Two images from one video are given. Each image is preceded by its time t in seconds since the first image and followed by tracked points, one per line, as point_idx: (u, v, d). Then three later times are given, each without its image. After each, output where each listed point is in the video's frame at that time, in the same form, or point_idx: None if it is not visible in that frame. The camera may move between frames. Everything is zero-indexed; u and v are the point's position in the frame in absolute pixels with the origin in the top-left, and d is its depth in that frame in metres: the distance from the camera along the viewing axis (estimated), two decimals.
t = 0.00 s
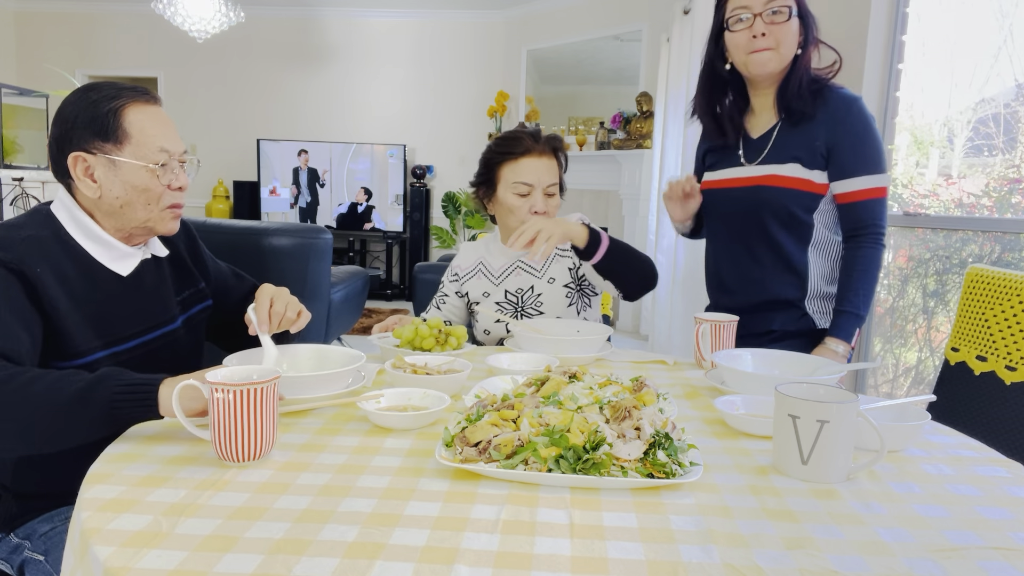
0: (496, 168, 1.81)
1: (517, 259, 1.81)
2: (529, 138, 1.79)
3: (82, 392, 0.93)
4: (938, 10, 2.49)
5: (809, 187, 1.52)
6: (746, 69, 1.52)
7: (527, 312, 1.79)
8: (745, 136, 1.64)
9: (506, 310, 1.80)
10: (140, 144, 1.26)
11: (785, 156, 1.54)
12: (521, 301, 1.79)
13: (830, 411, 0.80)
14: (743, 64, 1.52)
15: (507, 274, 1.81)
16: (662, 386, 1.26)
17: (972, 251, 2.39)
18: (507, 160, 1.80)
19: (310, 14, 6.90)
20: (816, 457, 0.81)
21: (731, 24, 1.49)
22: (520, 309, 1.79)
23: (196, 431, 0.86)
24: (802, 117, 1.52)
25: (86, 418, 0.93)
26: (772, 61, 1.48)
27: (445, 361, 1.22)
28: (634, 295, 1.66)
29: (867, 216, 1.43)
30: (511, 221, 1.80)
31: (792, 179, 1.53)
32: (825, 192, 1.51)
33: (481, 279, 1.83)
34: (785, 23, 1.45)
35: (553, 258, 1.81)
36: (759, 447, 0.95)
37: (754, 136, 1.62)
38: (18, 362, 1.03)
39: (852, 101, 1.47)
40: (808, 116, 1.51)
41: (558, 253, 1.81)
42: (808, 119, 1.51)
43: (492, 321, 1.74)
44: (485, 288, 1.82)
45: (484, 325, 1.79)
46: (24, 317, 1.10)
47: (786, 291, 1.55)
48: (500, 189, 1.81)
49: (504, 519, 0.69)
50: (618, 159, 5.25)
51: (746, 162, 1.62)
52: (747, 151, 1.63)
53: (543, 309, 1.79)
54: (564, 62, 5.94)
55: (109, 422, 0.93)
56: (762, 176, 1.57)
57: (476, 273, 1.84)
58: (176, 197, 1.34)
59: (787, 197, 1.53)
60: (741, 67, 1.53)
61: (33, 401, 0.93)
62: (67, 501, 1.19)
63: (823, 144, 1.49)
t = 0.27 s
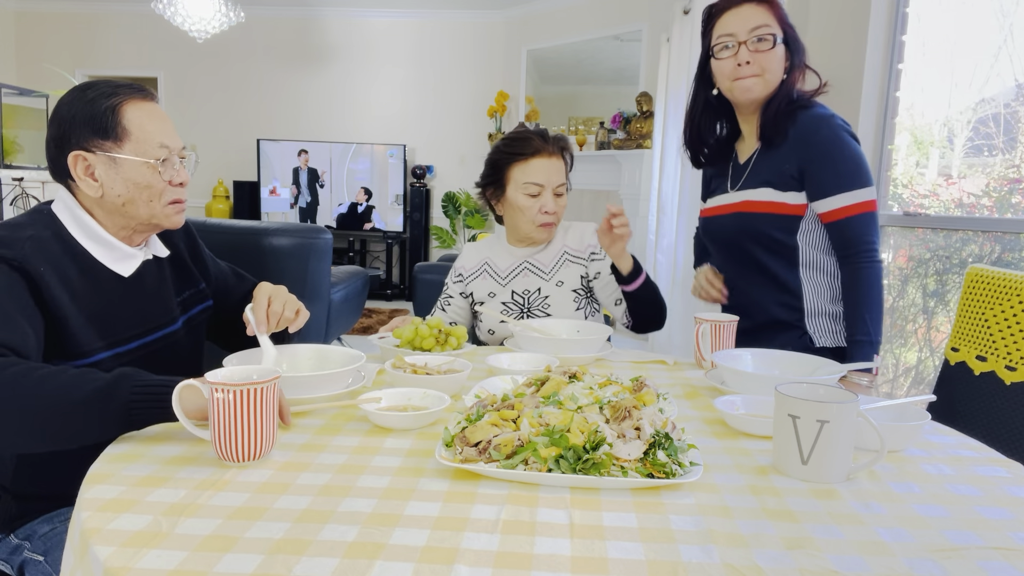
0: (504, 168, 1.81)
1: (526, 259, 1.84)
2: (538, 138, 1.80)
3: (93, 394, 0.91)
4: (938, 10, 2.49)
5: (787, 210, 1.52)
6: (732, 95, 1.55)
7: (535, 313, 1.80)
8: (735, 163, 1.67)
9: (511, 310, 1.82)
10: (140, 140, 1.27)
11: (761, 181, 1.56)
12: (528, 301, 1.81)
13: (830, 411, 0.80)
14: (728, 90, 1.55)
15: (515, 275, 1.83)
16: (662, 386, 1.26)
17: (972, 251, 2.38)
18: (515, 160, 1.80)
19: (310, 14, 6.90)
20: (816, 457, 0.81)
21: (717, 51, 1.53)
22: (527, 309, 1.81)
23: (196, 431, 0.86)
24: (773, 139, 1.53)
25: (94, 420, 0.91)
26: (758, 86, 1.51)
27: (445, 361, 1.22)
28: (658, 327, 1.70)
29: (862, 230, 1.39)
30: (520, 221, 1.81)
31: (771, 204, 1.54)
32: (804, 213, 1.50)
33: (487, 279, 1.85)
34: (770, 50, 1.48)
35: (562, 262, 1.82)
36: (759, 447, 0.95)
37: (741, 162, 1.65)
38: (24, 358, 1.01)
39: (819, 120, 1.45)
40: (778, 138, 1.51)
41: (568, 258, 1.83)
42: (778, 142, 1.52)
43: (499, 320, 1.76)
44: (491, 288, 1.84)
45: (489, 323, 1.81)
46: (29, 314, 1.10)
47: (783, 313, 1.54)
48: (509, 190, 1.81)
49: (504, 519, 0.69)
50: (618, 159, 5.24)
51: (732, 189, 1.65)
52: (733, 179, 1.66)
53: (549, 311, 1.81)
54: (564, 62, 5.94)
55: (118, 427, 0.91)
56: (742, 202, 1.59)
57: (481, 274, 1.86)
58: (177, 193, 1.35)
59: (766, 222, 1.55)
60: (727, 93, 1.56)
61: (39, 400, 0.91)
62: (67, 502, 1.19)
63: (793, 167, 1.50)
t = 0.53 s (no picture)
0: (521, 167, 1.84)
1: (538, 260, 1.84)
2: (555, 138, 1.83)
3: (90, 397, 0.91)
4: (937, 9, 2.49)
5: (790, 236, 1.49)
6: (725, 120, 1.56)
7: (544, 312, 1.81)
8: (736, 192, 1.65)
9: (521, 309, 1.82)
10: (140, 140, 1.27)
11: (760, 210, 1.54)
12: (539, 302, 1.82)
13: (830, 411, 0.80)
14: (720, 116, 1.57)
15: (526, 275, 1.84)
16: (662, 386, 1.26)
17: (972, 251, 2.39)
18: (531, 160, 1.83)
19: (310, 14, 6.91)
20: (816, 457, 0.81)
21: (712, 77, 1.55)
22: (537, 309, 1.81)
23: (196, 431, 0.86)
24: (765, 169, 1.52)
25: (92, 422, 0.90)
26: (749, 114, 1.52)
27: (445, 362, 1.22)
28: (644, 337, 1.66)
29: (870, 243, 1.32)
30: (534, 220, 1.82)
31: (775, 232, 1.51)
32: (809, 236, 1.46)
33: (497, 277, 1.85)
34: (762, 77, 1.49)
35: (575, 267, 1.84)
36: (759, 447, 0.95)
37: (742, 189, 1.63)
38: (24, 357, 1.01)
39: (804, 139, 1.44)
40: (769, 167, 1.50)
41: (582, 265, 1.84)
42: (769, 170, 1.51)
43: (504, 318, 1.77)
44: (501, 287, 1.83)
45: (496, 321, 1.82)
46: (29, 315, 1.10)
47: (810, 340, 1.50)
48: (524, 189, 1.83)
49: (504, 519, 0.69)
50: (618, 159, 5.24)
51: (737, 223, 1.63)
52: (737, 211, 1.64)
53: (560, 314, 1.82)
54: (565, 62, 5.94)
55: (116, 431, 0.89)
56: (744, 236, 1.57)
57: (490, 272, 1.85)
58: (177, 192, 1.35)
59: (773, 251, 1.52)
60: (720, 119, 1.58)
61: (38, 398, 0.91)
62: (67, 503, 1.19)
63: (787, 192, 1.47)
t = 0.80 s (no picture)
0: (537, 163, 1.86)
1: (548, 259, 1.84)
2: (571, 136, 1.86)
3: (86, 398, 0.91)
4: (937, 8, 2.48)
5: (815, 264, 1.47)
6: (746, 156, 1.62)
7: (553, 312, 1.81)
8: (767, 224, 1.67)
9: (528, 307, 1.82)
10: (154, 145, 1.27)
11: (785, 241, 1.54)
12: (546, 301, 1.82)
13: (830, 411, 0.80)
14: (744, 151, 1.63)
15: (536, 273, 1.84)
16: (662, 386, 1.26)
17: (972, 251, 2.40)
18: (546, 156, 1.85)
19: (311, 14, 6.91)
20: (816, 457, 0.81)
21: (736, 113, 1.61)
22: (544, 308, 1.81)
23: (196, 431, 0.86)
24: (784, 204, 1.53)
25: (87, 424, 0.90)
26: (764, 151, 1.56)
27: (445, 361, 1.22)
28: (667, 350, 1.73)
29: (893, 268, 1.28)
30: (547, 214, 1.83)
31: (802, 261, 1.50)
32: (835, 264, 1.44)
33: (507, 273, 1.85)
34: (778, 116, 1.52)
35: (585, 269, 1.84)
36: (759, 447, 0.95)
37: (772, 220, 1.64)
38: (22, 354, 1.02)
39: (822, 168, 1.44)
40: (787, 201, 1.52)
41: (591, 267, 1.84)
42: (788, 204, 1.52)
43: (510, 316, 1.79)
44: (510, 282, 1.84)
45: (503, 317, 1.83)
46: (29, 313, 1.11)
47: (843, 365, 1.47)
48: (539, 184, 1.85)
49: (504, 519, 0.69)
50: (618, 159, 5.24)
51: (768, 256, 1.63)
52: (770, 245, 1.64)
53: (567, 314, 1.81)
54: (564, 62, 5.94)
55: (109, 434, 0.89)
56: (773, 266, 1.57)
57: (501, 267, 1.86)
58: (185, 198, 1.35)
59: (800, 280, 1.51)
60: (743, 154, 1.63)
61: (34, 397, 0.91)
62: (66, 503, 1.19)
63: (810, 221, 1.46)
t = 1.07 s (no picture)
0: (550, 159, 1.87)
1: (555, 258, 1.84)
2: (584, 134, 1.88)
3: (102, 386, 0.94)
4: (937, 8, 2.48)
5: (916, 331, 1.35)
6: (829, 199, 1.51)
7: (559, 312, 1.81)
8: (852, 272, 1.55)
9: (534, 306, 1.82)
10: (164, 144, 1.29)
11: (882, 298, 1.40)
12: (552, 301, 1.81)
13: (829, 411, 0.80)
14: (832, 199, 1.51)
15: (543, 273, 1.83)
16: (662, 386, 1.26)
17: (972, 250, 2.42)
18: (560, 152, 1.86)
19: (310, 14, 6.91)
20: (816, 457, 0.81)
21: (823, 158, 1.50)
22: (550, 308, 1.81)
23: (196, 431, 0.86)
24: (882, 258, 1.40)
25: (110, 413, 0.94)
26: (846, 195, 1.45)
27: (445, 361, 1.22)
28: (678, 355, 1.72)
29: (1005, 353, 1.17)
30: (558, 210, 1.84)
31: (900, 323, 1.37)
32: (938, 333, 1.32)
33: (514, 270, 1.85)
34: (864, 158, 1.40)
35: (592, 271, 1.83)
36: (759, 447, 0.95)
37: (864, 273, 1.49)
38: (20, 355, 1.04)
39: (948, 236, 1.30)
40: (886, 258, 1.39)
41: (598, 269, 1.84)
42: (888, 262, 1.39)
43: (515, 316, 1.79)
44: (517, 280, 1.84)
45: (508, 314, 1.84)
46: (28, 316, 1.10)
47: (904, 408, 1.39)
48: (552, 180, 1.86)
49: (504, 519, 0.69)
50: (618, 159, 5.24)
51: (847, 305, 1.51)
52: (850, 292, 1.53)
53: (572, 315, 1.81)
54: (564, 62, 5.94)
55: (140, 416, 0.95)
56: (862, 320, 1.44)
57: (509, 264, 1.86)
58: (194, 198, 1.36)
59: (893, 344, 1.39)
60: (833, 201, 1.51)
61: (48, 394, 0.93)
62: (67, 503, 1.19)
63: (923, 284, 1.33)
